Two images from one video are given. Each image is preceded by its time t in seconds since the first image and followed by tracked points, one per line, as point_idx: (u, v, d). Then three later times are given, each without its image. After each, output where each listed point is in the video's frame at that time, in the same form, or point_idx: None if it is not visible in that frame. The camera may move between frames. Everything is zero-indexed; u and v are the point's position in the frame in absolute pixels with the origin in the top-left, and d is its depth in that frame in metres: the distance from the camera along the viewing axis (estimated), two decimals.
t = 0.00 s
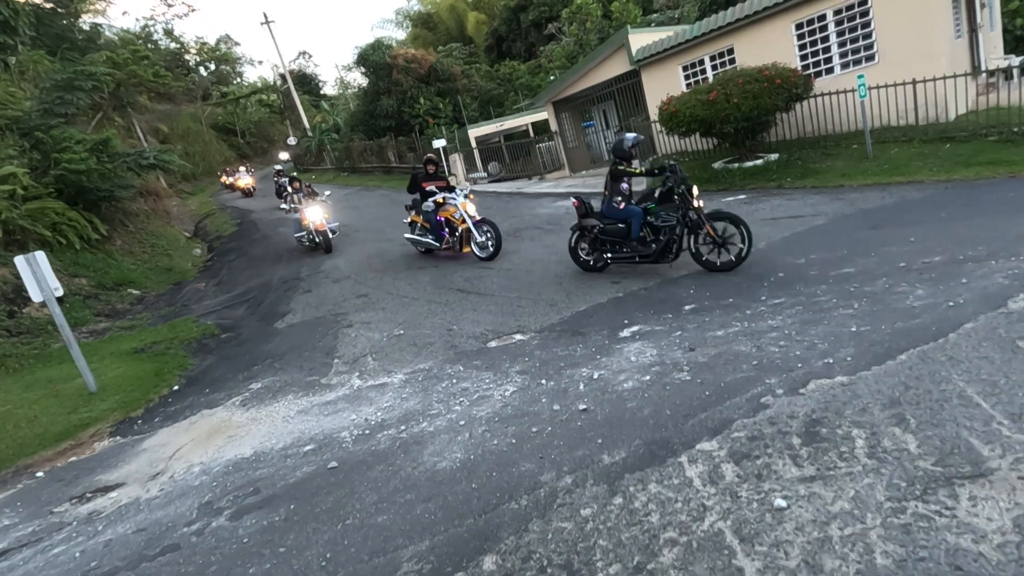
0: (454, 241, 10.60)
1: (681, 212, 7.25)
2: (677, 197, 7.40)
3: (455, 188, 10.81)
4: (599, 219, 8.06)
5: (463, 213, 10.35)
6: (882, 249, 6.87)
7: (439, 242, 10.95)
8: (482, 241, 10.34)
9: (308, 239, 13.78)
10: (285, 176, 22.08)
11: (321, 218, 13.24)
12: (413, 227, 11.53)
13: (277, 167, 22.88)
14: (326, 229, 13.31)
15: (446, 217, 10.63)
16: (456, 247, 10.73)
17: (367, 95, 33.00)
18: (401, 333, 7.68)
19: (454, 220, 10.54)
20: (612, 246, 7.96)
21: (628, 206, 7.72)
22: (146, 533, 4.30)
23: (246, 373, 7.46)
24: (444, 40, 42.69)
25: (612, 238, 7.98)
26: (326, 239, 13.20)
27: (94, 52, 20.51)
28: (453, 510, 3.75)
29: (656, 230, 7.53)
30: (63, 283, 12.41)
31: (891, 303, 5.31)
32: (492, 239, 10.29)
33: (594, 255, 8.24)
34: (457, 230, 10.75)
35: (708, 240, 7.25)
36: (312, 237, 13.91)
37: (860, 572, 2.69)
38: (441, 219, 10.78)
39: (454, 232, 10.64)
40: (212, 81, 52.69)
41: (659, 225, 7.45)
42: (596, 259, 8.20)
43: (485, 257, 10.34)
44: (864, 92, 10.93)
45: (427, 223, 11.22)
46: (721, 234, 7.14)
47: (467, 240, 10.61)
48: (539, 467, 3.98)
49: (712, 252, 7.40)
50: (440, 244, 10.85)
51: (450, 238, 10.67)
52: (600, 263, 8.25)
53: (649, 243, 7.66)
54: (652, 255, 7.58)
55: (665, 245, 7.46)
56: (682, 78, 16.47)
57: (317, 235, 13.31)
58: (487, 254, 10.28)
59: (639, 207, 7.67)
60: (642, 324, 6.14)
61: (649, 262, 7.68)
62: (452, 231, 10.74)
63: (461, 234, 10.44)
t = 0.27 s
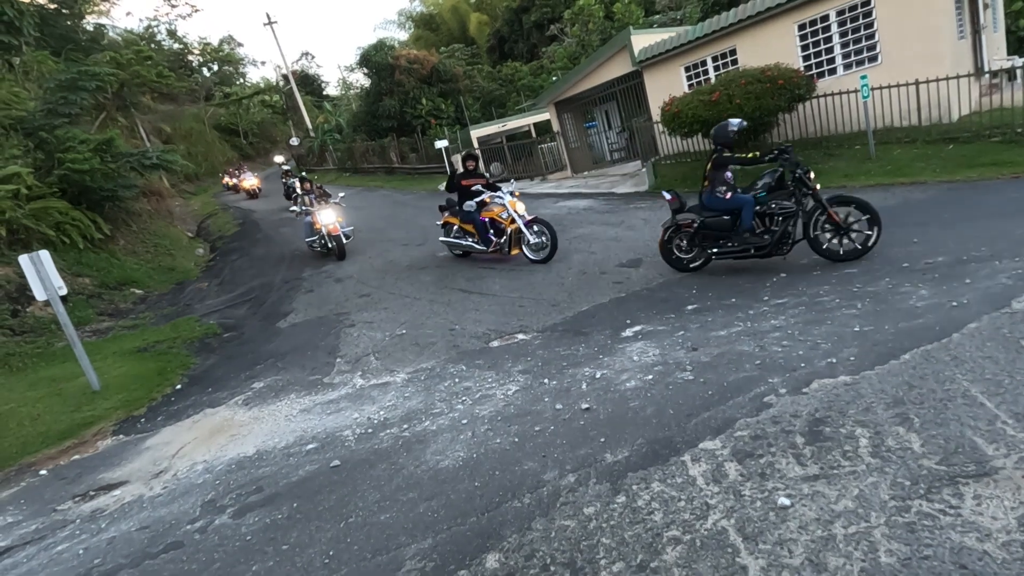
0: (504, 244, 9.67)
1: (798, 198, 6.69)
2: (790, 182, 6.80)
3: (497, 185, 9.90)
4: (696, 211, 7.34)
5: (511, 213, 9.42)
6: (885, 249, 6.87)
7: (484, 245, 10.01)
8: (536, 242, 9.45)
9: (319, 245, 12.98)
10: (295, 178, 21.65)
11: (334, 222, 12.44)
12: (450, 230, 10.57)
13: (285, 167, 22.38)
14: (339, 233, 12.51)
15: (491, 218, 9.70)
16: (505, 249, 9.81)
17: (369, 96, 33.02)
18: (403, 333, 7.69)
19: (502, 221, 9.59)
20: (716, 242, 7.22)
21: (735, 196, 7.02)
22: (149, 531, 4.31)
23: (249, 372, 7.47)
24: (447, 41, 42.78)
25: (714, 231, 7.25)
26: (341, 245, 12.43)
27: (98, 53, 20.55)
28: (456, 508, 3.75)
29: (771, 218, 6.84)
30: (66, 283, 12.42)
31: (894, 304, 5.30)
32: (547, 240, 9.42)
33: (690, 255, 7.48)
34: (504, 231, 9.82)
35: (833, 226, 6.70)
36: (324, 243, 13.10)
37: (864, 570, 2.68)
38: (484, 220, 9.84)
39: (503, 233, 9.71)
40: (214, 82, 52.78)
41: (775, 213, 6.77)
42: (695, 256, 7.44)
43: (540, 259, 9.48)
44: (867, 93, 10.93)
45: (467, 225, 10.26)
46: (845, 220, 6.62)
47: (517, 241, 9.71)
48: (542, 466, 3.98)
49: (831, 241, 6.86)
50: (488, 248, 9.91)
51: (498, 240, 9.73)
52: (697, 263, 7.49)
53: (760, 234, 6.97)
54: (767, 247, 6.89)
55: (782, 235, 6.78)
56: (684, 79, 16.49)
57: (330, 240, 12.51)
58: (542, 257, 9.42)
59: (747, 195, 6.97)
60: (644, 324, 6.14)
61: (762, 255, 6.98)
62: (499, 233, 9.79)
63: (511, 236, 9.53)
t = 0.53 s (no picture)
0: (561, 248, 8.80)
1: (937, 175, 6.26)
2: (921, 162, 6.41)
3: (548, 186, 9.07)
4: (815, 198, 6.75)
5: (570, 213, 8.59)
6: (887, 250, 6.86)
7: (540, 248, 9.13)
8: (597, 245, 8.54)
9: (330, 252, 12.07)
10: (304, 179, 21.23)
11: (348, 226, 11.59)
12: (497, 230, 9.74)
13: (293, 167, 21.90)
14: (353, 239, 11.64)
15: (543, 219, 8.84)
16: (561, 253, 8.93)
17: (370, 96, 33.02)
18: (404, 333, 7.68)
19: (558, 222, 8.75)
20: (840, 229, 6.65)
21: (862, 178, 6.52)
22: (150, 531, 4.31)
23: (250, 372, 7.47)
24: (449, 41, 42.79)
25: (838, 219, 6.66)
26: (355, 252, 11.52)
27: (100, 53, 20.55)
28: (457, 509, 3.74)
29: (909, 199, 6.34)
30: (68, 283, 12.43)
31: (896, 305, 5.29)
32: (607, 245, 8.55)
33: (806, 248, 6.86)
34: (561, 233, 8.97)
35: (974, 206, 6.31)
36: (335, 251, 12.18)
37: (866, 572, 2.67)
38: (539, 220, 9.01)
39: (559, 236, 8.80)
40: (216, 82, 52.79)
41: (915, 193, 6.28)
42: (816, 248, 6.79)
43: (598, 266, 8.58)
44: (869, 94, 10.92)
45: (518, 226, 9.41)
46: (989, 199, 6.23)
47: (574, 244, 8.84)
48: (542, 466, 3.98)
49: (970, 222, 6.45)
50: (542, 252, 9.00)
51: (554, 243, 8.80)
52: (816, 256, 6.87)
53: (896, 217, 6.44)
54: (907, 231, 6.35)
55: (923, 217, 6.30)
56: (686, 80, 16.47)
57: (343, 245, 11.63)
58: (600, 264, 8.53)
59: (878, 176, 6.46)
60: (645, 325, 6.13)
61: (901, 240, 6.42)
62: (554, 236, 8.88)
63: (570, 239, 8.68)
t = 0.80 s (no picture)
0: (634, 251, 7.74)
1: None
2: None
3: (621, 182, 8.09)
4: (958, 174, 6.38)
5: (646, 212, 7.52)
6: (889, 251, 6.85)
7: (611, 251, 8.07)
8: (677, 249, 7.48)
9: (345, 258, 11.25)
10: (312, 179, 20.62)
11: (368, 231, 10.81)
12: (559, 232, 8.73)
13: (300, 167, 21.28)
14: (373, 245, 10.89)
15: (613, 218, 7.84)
16: (634, 257, 7.87)
17: (372, 97, 33.03)
18: (405, 333, 7.69)
19: (632, 222, 7.69)
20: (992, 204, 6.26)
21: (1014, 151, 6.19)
22: (152, 531, 4.30)
23: (251, 372, 7.48)
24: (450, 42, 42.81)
25: (981, 196, 6.31)
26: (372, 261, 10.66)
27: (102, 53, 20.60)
28: (459, 509, 3.74)
29: None
30: (70, 282, 12.44)
31: (898, 306, 5.27)
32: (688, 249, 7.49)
33: (950, 227, 6.47)
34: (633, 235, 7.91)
35: None
36: (350, 257, 11.36)
37: (869, 574, 2.66)
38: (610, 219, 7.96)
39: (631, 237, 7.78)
40: (218, 82, 52.83)
41: None
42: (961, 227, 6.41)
43: (679, 271, 7.54)
44: (872, 95, 10.91)
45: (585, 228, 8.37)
46: None
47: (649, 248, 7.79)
48: (544, 467, 3.97)
49: None
50: (614, 256, 7.96)
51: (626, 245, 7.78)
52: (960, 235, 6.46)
53: None
54: None
55: None
56: (688, 80, 16.45)
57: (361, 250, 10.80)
58: (679, 270, 7.52)
59: None
60: (647, 325, 6.13)
61: None
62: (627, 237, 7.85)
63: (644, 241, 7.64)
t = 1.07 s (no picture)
0: (733, 251, 6.92)
1: None
2: None
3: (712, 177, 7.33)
4: None
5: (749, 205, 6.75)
6: (891, 252, 6.84)
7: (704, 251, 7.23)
8: (788, 245, 6.67)
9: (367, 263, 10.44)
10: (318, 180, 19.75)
11: (396, 236, 10.04)
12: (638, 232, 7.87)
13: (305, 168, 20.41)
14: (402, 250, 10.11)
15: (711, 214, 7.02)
16: (732, 258, 7.03)
17: (374, 97, 33.05)
18: (406, 333, 7.69)
19: (732, 217, 6.88)
20: None
21: None
22: (152, 530, 4.30)
23: (252, 371, 7.48)
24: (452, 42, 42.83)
25: None
26: (402, 269, 9.88)
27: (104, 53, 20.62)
28: (459, 510, 3.73)
29: None
30: (72, 282, 12.45)
31: (900, 307, 5.27)
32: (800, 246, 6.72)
33: None
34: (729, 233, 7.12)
35: None
36: (373, 262, 10.56)
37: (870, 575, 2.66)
38: (704, 214, 7.14)
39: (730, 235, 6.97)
40: (220, 82, 52.87)
41: None
42: None
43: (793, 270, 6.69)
44: (873, 96, 10.90)
45: (671, 226, 7.53)
46: None
47: (748, 246, 6.99)
48: (545, 467, 3.97)
49: None
50: (710, 256, 7.11)
51: (726, 243, 6.95)
52: None
53: None
54: None
55: None
56: (690, 80, 16.44)
57: (388, 256, 10.01)
58: (788, 271, 6.69)
59: None
60: (648, 326, 6.13)
61: None
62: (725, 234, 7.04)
63: (746, 239, 6.83)
